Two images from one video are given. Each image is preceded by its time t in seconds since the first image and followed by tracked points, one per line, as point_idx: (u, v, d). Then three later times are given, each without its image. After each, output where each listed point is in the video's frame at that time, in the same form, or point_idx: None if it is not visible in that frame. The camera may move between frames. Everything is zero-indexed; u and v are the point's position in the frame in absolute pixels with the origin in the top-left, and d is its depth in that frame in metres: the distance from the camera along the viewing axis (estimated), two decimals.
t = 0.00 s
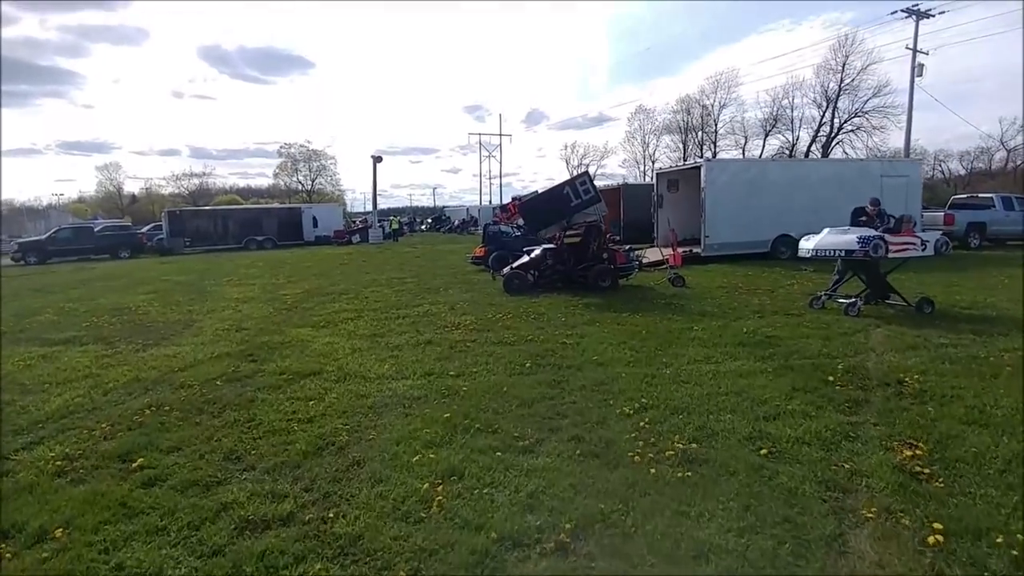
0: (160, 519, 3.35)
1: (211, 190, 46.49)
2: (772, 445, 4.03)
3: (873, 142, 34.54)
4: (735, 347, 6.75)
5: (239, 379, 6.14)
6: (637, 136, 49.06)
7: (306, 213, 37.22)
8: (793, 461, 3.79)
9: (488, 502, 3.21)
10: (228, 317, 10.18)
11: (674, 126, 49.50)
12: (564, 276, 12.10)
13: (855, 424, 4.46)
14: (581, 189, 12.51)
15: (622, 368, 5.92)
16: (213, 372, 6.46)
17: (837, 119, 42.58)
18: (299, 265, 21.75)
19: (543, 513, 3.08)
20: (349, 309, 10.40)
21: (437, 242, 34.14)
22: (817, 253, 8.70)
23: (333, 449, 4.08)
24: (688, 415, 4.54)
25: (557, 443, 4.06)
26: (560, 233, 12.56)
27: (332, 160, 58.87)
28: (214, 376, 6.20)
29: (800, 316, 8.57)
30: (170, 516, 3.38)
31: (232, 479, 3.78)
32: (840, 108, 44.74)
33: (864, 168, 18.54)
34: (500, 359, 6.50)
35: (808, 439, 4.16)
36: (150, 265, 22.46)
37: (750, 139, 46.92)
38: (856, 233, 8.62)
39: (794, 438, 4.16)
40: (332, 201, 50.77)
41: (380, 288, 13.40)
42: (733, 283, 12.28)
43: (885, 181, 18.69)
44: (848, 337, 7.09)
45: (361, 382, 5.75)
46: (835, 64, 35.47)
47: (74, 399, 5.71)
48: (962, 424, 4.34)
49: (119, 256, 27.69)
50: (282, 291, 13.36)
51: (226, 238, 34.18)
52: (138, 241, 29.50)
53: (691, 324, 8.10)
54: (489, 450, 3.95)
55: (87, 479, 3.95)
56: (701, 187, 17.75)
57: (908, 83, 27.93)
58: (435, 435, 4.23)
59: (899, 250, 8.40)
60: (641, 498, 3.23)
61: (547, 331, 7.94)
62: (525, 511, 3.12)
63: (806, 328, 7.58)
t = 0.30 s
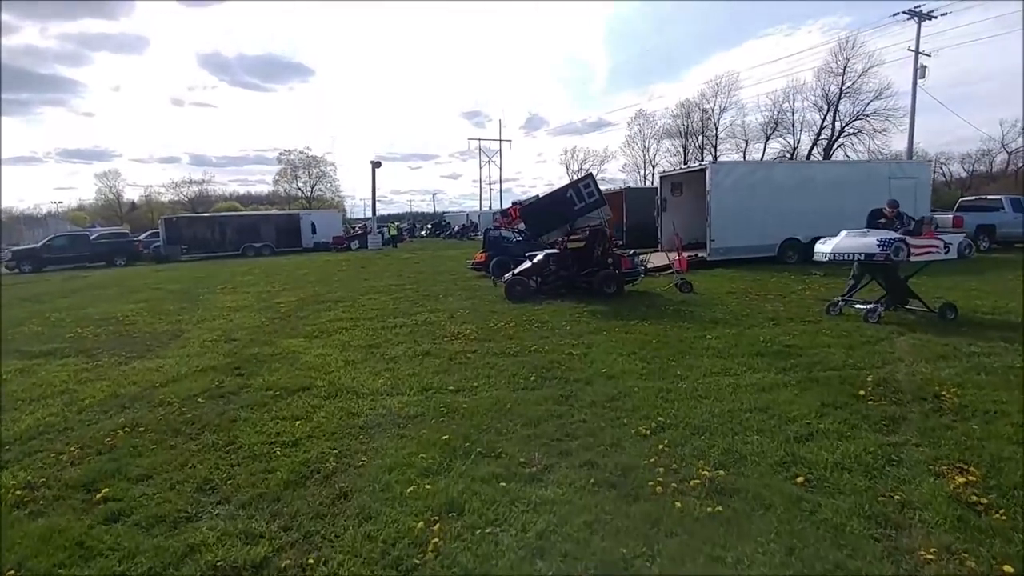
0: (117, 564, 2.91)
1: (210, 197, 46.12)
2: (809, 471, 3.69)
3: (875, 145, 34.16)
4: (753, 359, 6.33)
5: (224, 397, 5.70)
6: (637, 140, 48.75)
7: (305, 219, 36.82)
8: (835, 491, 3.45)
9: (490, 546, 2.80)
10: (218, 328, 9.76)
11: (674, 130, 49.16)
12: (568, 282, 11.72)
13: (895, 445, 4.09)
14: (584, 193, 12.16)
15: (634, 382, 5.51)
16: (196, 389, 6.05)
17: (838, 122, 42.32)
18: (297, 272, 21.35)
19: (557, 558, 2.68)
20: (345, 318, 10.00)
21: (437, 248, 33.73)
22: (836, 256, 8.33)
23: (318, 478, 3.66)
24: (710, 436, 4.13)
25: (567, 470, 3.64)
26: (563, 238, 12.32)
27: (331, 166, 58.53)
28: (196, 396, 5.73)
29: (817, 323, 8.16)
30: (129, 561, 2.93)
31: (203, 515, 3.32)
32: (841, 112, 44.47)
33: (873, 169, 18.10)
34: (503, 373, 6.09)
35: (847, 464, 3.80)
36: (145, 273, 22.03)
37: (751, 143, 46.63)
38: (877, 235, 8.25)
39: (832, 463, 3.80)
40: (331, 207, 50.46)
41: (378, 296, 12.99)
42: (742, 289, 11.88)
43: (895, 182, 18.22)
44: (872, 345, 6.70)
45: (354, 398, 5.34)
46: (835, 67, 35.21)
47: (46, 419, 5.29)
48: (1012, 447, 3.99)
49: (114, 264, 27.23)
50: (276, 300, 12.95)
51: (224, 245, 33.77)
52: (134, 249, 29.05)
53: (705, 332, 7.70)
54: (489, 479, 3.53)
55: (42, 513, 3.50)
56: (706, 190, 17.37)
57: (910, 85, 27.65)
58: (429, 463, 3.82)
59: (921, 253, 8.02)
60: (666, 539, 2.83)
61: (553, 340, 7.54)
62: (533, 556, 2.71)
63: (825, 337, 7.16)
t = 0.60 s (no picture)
0: None
1: (212, 203, 45.94)
2: (852, 510, 3.25)
3: (879, 148, 33.81)
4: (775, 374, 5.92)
5: (208, 425, 5.38)
6: (640, 144, 48.57)
7: (306, 225, 36.61)
8: (884, 537, 3.02)
9: None
10: (211, 339, 9.42)
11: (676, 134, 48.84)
12: (575, 289, 11.33)
13: (944, 475, 3.66)
14: (591, 198, 11.83)
15: (649, 402, 5.11)
16: (181, 414, 5.71)
17: (841, 125, 42.09)
18: (297, 278, 21.03)
19: None
20: (343, 329, 9.64)
21: (439, 253, 33.40)
22: (853, 264, 7.86)
23: (300, 523, 3.42)
24: (739, 467, 3.72)
25: (582, 512, 3.25)
26: (569, 243, 12.06)
27: (334, 171, 58.36)
28: (177, 421, 5.54)
29: (837, 333, 7.76)
30: None
31: (166, 573, 3.09)
32: (844, 114, 44.11)
33: (879, 174, 17.70)
34: (508, 391, 5.69)
35: (894, 499, 3.37)
36: (143, 280, 21.73)
37: (754, 146, 46.28)
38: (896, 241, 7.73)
39: (876, 500, 3.35)
40: (334, 212, 50.18)
41: (378, 304, 12.65)
42: (754, 295, 11.47)
43: (900, 187, 17.87)
44: (900, 356, 6.28)
45: (349, 423, 4.97)
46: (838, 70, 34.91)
47: (17, 451, 5.02)
48: None
49: (113, 270, 26.95)
50: (273, 309, 12.61)
51: (226, 250, 33.49)
52: (134, 255, 28.78)
53: (720, 343, 7.30)
54: (493, 527, 3.15)
55: None
56: (713, 194, 16.97)
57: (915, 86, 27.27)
58: (428, 505, 3.44)
59: (939, 261, 7.35)
60: None
61: (560, 354, 7.14)
62: None
63: (848, 349, 6.77)
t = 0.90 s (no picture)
0: None
1: (206, 207, 45.37)
2: (913, 543, 2.84)
3: (878, 148, 33.52)
4: (798, 384, 5.53)
5: (186, 444, 4.92)
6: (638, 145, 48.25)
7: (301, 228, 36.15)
8: None
9: None
10: (197, 347, 8.97)
11: (673, 134, 48.46)
12: (577, 292, 10.92)
13: (1007, 498, 3.25)
14: (592, 197, 11.41)
15: (667, 415, 4.71)
16: (160, 429, 5.23)
17: (838, 124, 41.87)
18: (291, 282, 20.52)
19: None
20: (336, 335, 9.21)
21: (436, 256, 32.97)
22: (875, 263, 7.48)
23: (281, 563, 2.99)
24: (776, 491, 3.29)
25: (604, 549, 2.83)
26: (571, 244, 11.65)
27: (329, 174, 57.89)
28: (153, 439, 5.09)
29: (857, 338, 7.37)
30: None
31: None
32: (841, 113, 43.86)
33: (886, 171, 17.35)
34: (511, 404, 5.27)
35: (958, 529, 2.95)
36: (133, 285, 21.21)
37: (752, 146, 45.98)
38: (919, 238, 7.35)
39: (937, 531, 2.93)
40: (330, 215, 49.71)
41: (373, 309, 12.21)
42: (762, 297, 11.08)
43: (907, 184, 17.50)
44: (929, 362, 5.88)
45: (339, 441, 4.55)
46: (836, 69, 34.69)
47: None
48: None
49: (103, 276, 26.39)
50: (265, 314, 12.15)
51: (219, 254, 32.93)
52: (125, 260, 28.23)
53: (734, 348, 6.90)
54: (502, 570, 2.73)
55: None
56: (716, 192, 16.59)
57: (915, 84, 27.00)
58: (426, 541, 3.01)
59: (965, 260, 7.11)
60: None
61: (565, 361, 6.73)
62: None
63: (872, 354, 6.37)
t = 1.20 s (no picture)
0: None
1: (201, 209, 44.75)
2: None
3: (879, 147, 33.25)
4: (826, 401, 5.13)
5: (160, 466, 4.43)
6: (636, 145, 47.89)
7: (296, 229, 35.64)
8: None
9: None
10: (184, 356, 8.50)
11: (671, 135, 48.12)
12: (581, 295, 10.49)
13: None
14: (597, 196, 10.98)
15: (690, 437, 4.29)
16: (134, 449, 4.75)
17: (838, 124, 41.61)
18: (285, 285, 20.01)
19: None
20: (330, 343, 8.75)
21: (433, 257, 32.51)
22: (903, 266, 7.15)
23: None
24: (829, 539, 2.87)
25: None
26: (574, 246, 11.22)
27: (325, 175, 57.35)
28: (130, 462, 4.52)
29: (882, 348, 6.98)
30: None
31: None
32: (841, 112, 43.57)
33: (896, 170, 16.99)
34: (518, 421, 4.85)
35: None
36: (124, 288, 20.65)
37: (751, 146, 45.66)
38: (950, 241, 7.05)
39: None
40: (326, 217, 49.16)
41: (369, 314, 11.75)
42: (773, 302, 10.69)
43: (918, 183, 17.14)
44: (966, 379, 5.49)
45: (329, 465, 4.10)
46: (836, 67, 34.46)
47: None
48: None
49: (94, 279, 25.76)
50: (256, 320, 11.66)
51: (214, 255, 32.31)
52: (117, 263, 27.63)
53: (753, 359, 6.49)
54: None
55: None
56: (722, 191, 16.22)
57: (917, 83, 26.73)
58: None
59: (1003, 261, 6.83)
60: None
61: (573, 373, 6.31)
62: None
63: (903, 368, 5.97)
